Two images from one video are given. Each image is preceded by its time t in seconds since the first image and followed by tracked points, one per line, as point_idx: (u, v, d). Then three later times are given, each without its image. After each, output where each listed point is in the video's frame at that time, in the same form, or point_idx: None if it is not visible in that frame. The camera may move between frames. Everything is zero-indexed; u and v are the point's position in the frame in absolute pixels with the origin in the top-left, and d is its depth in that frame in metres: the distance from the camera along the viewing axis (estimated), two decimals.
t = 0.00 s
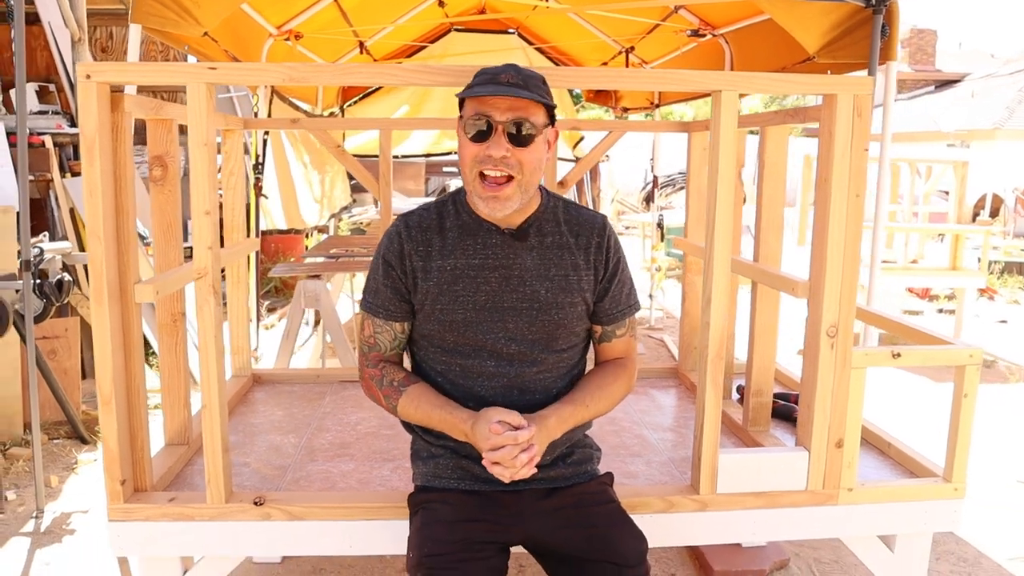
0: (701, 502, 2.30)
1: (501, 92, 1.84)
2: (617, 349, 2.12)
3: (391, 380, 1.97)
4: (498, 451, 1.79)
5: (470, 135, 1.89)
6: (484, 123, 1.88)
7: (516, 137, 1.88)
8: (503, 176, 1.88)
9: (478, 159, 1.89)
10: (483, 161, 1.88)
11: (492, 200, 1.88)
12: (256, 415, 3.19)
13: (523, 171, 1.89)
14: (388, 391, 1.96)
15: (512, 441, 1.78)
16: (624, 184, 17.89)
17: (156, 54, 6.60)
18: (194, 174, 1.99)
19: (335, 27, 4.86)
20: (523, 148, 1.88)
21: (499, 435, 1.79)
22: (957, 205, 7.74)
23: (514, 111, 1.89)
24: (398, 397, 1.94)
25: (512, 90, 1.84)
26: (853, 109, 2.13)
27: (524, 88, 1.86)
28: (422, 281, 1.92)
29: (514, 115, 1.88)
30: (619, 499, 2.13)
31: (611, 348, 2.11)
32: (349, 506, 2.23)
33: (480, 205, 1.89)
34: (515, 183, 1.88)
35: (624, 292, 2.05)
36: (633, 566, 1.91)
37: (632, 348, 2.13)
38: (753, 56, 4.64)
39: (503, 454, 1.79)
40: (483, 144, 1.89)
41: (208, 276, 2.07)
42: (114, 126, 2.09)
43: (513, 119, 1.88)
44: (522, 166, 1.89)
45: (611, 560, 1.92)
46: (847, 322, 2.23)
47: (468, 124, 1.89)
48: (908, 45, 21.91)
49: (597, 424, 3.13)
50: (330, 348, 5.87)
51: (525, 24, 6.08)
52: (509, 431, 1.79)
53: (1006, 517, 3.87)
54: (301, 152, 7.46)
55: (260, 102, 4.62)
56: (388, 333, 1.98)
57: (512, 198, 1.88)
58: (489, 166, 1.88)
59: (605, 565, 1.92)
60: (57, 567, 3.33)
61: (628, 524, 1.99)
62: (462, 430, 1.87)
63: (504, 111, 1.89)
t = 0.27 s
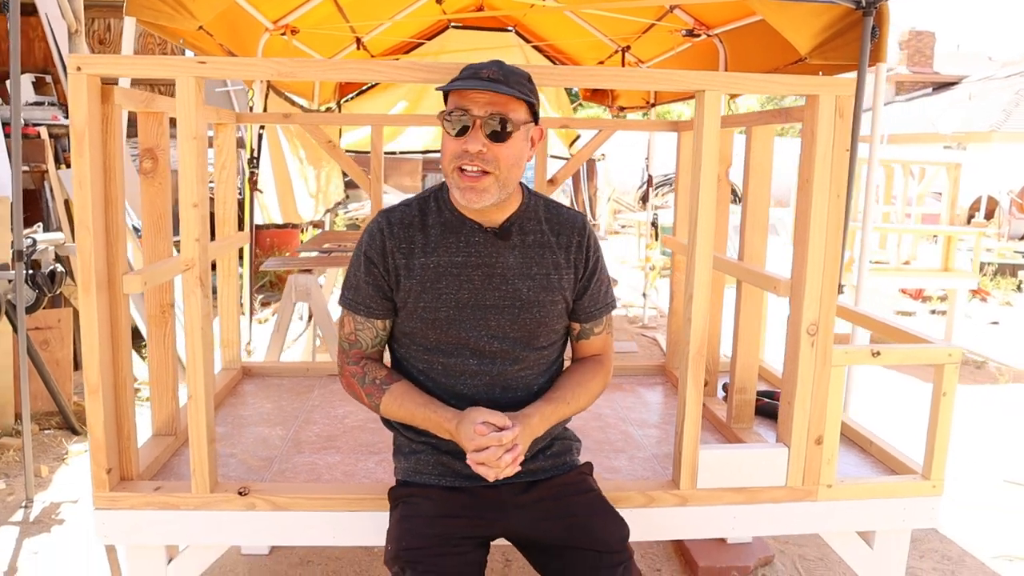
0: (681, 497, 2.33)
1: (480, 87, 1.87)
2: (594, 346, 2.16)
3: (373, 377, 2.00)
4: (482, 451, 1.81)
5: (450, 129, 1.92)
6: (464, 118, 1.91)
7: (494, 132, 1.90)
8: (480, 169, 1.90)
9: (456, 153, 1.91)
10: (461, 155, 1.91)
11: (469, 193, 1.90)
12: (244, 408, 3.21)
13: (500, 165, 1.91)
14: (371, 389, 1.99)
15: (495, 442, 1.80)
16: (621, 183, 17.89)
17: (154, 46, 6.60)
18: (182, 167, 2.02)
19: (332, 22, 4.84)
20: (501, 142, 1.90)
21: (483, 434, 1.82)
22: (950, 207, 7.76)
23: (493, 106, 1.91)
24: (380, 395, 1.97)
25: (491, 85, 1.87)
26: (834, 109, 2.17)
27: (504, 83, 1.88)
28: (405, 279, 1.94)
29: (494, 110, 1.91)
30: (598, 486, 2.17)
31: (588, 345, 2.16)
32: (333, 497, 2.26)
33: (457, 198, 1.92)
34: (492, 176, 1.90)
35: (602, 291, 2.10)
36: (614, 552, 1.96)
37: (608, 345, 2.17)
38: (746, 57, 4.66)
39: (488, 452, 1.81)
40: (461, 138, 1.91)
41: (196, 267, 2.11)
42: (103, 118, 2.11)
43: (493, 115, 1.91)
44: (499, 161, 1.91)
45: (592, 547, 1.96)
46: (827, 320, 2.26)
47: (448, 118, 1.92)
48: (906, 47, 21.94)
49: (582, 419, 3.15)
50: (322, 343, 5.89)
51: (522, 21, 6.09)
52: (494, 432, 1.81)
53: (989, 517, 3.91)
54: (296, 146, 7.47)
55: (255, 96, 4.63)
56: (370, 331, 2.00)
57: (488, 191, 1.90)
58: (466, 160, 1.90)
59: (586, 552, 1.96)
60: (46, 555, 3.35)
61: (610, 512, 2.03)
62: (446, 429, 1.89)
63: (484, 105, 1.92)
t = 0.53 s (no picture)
0: (672, 497, 2.35)
1: (464, 91, 1.89)
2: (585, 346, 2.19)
3: (372, 378, 1.99)
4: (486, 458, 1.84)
5: (437, 135, 1.94)
6: (449, 122, 1.92)
7: (480, 134, 1.92)
8: (470, 173, 1.92)
9: (445, 158, 1.93)
10: (450, 161, 1.92)
11: (459, 197, 1.92)
12: (239, 408, 3.22)
13: (488, 166, 1.93)
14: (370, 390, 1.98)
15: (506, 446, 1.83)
16: (619, 187, 17.92)
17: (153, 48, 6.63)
18: (175, 168, 2.03)
19: (330, 25, 4.86)
20: (488, 144, 1.92)
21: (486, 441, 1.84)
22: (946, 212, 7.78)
23: (478, 110, 1.93)
24: (381, 395, 1.96)
25: (474, 88, 1.88)
26: (823, 113, 2.19)
27: (486, 86, 1.90)
28: (397, 280, 1.96)
29: (479, 113, 1.93)
30: (592, 482, 2.18)
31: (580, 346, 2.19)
32: (325, 496, 2.27)
33: (448, 203, 1.93)
34: (481, 179, 1.92)
35: (591, 291, 2.13)
36: (613, 545, 1.97)
37: (598, 344, 2.20)
38: (743, 62, 4.67)
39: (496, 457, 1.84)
40: (448, 143, 1.93)
41: (189, 268, 2.11)
42: (97, 119, 2.13)
43: (478, 118, 1.93)
44: (487, 163, 1.93)
45: (590, 541, 1.97)
46: (816, 322, 2.28)
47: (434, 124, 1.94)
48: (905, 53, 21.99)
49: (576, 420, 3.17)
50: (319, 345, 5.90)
51: (520, 25, 6.11)
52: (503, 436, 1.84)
53: (983, 520, 3.91)
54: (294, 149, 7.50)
55: (253, 98, 4.64)
56: (366, 332, 2.00)
57: (478, 194, 1.92)
58: (455, 165, 1.92)
59: (585, 547, 1.97)
60: (40, 556, 3.36)
61: (606, 505, 2.05)
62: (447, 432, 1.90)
63: (468, 110, 1.94)
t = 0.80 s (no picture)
0: (667, 497, 2.34)
1: (465, 92, 1.89)
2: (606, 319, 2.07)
3: (350, 368, 2.00)
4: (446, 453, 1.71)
5: (438, 136, 1.93)
6: (450, 123, 1.92)
7: (481, 135, 1.91)
8: (471, 172, 1.92)
9: (446, 159, 1.92)
10: (450, 161, 1.92)
11: (460, 197, 1.92)
12: (238, 406, 3.23)
13: (489, 166, 1.93)
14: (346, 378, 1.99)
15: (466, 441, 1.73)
16: (625, 187, 17.90)
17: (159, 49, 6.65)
18: (173, 167, 2.04)
19: (334, 26, 4.85)
20: (489, 144, 1.92)
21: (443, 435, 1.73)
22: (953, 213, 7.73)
23: (478, 110, 1.94)
24: (356, 386, 1.97)
25: (475, 89, 1.89)
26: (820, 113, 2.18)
27: (487, 87, 1.90)
28: (392, 274, 1.97)
29: (480, 114, 1.93)
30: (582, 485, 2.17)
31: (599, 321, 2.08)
32: (321, 494, 2.27)
33: (450, 203, 1.93)
34: (482, 179, 1.92)
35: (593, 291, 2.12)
36: (595, 551, 1.96)
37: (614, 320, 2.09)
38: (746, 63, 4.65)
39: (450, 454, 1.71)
40: (449, 144, 1.92)
41: (186, 267, 2.11)
42: (97, 118, 2.14)
43: (478, 119, 1.93)
44: (489, 164, 1.93)
45: (573, 545, 1.98)
46: (814, 321, 2.27)
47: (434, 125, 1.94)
48: (913, 54, 21.88)
49: (575, 420, 3.16)
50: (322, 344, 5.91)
51: (525, 25, 6.11)
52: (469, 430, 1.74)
53: (985, 522, 3.89)
54: (298, 149, 7.53)
55: (257, 99, 4.65)
56: (354, 322, 2.00)
57: (480, 193, 1.92)
58: (456, 165, 1.92)
59: (569, 550, 1.97)
60: (42, 552, 3.38)
61: (593, 511, 2.04)
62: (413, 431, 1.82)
63: (468, 110, 1.94)
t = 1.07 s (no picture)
0: (661, 494, 2.34)
1: (460, 86, 1.89)
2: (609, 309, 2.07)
3: (333, 357, 2.02)
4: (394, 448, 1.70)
5: (437, 132, 1.93)
6: (448, 118, 1.93)
7: (481, 129, 1.92)
8: (473, 167, 1.92)
9: (446, 155, 1.93)
10: (451, 157, 1.93)
11: (464, 191, 1.92)
12: (234, 401, 3.23)
13: (491, 159, 1.93)
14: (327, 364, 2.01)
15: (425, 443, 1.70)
16: (626, 187, 17.88)
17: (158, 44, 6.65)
18: (165, 158, 2.04)
19: (333, 21, 4.85)
20: (489, 137, 1.92)
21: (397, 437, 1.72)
22: (952, 214, 7.73)
23: (475, 104, 1.93)
24: (333, 374, 2.00)
25: (470, 83, 1.88)
26: (817, 109, 2.18)
27: (483, 80, 1.90)
28: (389, 265, 1.97)
29: (477, 108, 1.93)
30: (577, 482, 2.17)
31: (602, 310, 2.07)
32: (314, 488, 2.27)
33: (452, 198, 1.94)
34: (486, 172, 1.92)
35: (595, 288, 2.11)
36: (591, 547, 1.97)
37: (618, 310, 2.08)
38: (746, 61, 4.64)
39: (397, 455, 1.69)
40: (448, 140, 1.93)
41: (179, 259, 2.11)
42: (89, 109, 2.13)
43: (476, 112, 1.93)
44: (490, 156, 1.93)
45: (569, 541, 1.97)
46: (808, 317, 2.27)
47: (433, 122, 1.94)
48: (915, 56, 21.85)
49: (571, 417, 3.16)
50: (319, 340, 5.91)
51: (526, 22, 6.10)
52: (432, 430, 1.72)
53: (982, 523, 3.89)
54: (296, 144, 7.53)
55: (256, 93, 4.65)
56: (348, 313, 2.01)
57: (484, 187, 1.92)
58: (457, 161, 1.92)
59: (563, 546, 1.97)
60: (37, 546, 3.37)
61: (587, 507, 2.04)
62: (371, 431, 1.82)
63: (467, 104, 1.94)
